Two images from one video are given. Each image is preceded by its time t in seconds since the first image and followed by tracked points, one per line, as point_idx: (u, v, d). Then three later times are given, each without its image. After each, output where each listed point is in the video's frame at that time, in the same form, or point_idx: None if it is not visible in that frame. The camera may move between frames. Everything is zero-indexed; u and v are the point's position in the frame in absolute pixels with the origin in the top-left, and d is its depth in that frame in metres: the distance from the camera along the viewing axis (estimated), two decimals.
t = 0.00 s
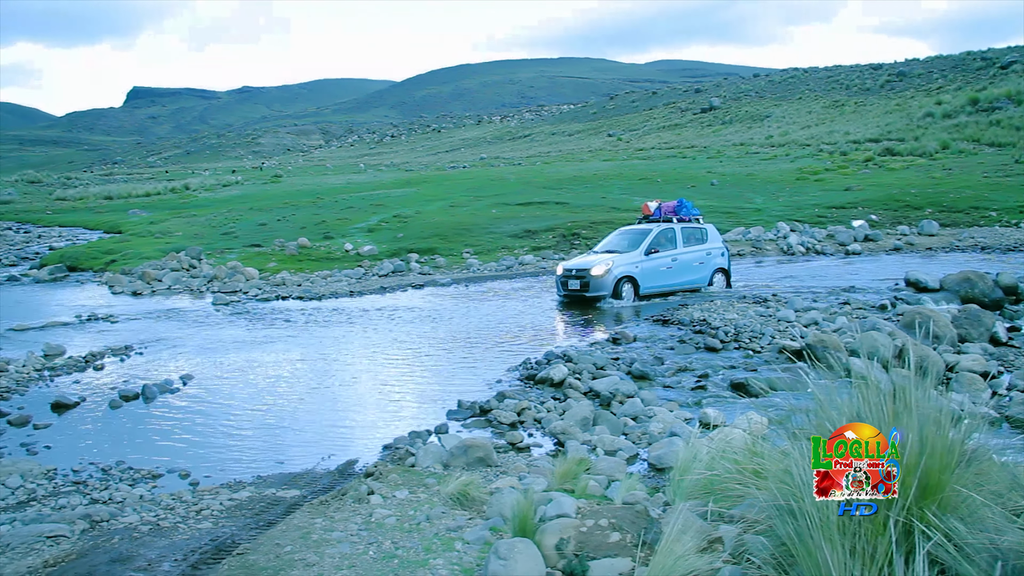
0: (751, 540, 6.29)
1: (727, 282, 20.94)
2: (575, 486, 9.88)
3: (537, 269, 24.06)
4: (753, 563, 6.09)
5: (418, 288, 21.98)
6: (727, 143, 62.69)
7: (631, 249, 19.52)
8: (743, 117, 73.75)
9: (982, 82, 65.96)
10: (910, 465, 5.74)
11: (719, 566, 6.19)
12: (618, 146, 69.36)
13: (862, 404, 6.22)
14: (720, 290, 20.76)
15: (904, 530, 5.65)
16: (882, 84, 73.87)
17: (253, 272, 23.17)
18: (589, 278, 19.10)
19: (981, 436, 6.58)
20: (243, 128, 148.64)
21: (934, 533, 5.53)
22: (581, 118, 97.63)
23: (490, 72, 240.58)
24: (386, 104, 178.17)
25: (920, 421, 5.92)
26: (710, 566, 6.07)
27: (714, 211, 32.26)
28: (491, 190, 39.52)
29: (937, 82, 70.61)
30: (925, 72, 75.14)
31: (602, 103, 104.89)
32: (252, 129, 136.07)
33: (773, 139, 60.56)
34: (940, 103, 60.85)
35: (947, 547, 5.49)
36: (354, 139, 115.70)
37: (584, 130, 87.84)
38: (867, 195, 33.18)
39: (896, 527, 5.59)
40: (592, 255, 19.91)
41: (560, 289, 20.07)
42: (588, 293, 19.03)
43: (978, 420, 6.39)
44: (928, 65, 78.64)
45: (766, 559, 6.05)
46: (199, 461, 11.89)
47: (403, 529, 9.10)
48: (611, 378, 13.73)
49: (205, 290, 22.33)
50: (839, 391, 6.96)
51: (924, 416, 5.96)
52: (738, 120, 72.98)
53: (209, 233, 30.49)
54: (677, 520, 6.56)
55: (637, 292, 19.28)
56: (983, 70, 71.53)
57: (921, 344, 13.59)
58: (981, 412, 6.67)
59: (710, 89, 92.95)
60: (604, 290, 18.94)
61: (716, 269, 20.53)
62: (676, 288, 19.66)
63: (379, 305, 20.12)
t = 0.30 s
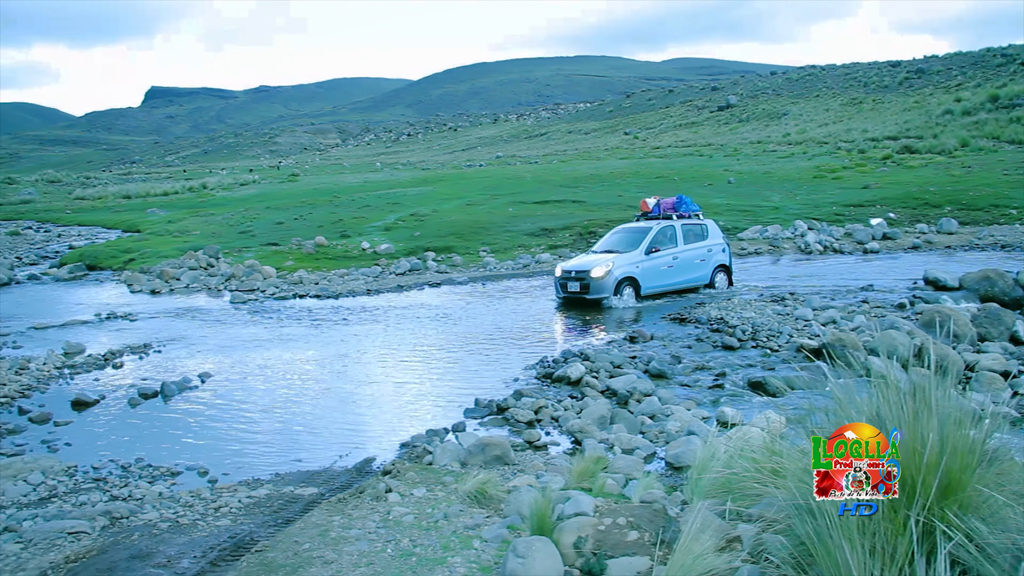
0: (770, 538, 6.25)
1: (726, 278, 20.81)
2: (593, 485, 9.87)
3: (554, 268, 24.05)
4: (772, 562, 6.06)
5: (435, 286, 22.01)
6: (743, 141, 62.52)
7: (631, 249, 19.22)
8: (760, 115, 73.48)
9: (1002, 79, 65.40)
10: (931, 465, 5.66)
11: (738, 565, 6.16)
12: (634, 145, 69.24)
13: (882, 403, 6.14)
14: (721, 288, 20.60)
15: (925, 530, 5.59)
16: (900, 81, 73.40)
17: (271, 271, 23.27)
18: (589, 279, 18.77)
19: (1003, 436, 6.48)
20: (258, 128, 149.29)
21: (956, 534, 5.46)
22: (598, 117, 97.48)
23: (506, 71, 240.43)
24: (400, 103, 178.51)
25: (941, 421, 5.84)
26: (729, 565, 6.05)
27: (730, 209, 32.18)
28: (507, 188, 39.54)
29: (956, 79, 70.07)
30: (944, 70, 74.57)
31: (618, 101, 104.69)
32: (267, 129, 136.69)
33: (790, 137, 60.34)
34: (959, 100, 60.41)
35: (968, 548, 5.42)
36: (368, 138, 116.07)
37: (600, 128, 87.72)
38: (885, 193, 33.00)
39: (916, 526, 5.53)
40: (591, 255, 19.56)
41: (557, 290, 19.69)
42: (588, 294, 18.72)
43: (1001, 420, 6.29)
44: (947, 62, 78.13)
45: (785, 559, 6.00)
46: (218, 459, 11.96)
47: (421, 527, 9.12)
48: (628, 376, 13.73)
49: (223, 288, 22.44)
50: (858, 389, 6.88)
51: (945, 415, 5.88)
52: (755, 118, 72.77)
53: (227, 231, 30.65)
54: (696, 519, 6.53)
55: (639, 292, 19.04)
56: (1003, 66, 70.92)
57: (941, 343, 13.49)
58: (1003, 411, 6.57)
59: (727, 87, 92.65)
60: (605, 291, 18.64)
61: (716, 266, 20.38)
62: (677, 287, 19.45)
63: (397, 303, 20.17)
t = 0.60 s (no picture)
0: (785, 538, 6.20)
1: (725, 283, 20.60)
2: (607, 483, 9.86)
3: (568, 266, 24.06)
4: (787, 561, 6.01)
5: (449, 285, 22.05)
6: (757, 139, 62.35)
7: (630, 251, 18.93)
8: (774, 113, 73.28)
9: (1019, 76, 64.95)
10: (948, 464, 5.58)
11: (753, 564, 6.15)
12: (648, 143, 69.16)
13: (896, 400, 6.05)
14: (720, 291, 20.38)
15: (941, 529, 5.55)
16: (915, 79, 73.00)
17: (285, 270, 23.35)
18: (586, 281, 18.41)
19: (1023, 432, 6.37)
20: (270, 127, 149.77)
21: (973, 534, 5.41)
22: (611, 115, 97.37)
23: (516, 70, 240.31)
24: (411, 102, 178.73)
25: (957, 419, 5.74)
26: (745, 565, 6.03)
27: (745, 208, 32.12)
28: (521, 187, 39.55)
29: (972, 76, 69.65)
30: (960, 67, 74.11)
31: (631, 100, 104.56)
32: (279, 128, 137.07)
33: (804, 135, 60.15)
34: (976, 97, 60.04)
35: (986, 548, 5.38)
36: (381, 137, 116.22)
37: (614, 127, 87.64)
38: (901, 191, 32.86)
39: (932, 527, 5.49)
40: (587, 256, 19.18)
41: (552, 293, 19.30)
42: (586, 297, 18.35)
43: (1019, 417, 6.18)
44: (963, 59, 77.67)
45: (801, 558, 5.96)
46: (233, 458, 11.99)
47: (435, 525, 9.13)
48: (643, 374, 13.72)
49: (238, 287, 22.53)
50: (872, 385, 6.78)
51: (961, 415, 5.78)
52: (769, 116, 72.56)
53: (241, 230, 30.78)
54: (711, 518, 6.52)
55: (637, 296, 18.73)
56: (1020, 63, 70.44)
57: (957, 341, 13.38)
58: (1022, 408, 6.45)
59: (741, 85, 92.40)
60: (603, 294, 18.30)
61: (715, 270, 20.16)
62: (676, 291, 19.19)
63: (412, 302, 20.20)
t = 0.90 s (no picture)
0: (797, 537, 6.18)
1: (718, 280, 20.54)
2: (619, 482, 9.84)
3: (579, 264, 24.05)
4: (800, 560, 5.99)
5: (461, 282, 22.07)
6: (770, 137, 62.17)
7: (625, 251, 18.71)
8: (787, 111, 73.02)
9: None
10: (962, 464, 5.55)
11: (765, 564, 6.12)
12: (660, 141, 69.15)
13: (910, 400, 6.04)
14: (713, 289, 20.33)
15: (955, 529, 5.52)
16: (929, 76, 72.59)
17: (297, 267, 23.44)
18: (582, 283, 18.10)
19: None
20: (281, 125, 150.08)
21: (988, 534, 5.37)
22: (623, 113, 97.25)
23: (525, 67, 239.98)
24: (420, 100, 178.74)
25: (971, 419, 5.71)
26: (758, 564, 6.00)
27: (757, 206, 32.05)
28: (533, 185, 39.54)
29: (987, 73, 69.20)
30: (974, 64, 73.63)
31: (643, 98, 104.30)
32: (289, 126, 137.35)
33: (817, 133, 59.95)
34: (990, 95, 59.67)
35: (1001, 548, 5.34)
36: (392, 135, 116.31)
37: (625, 124, 87.49)
38: (914, 189, 32.73)
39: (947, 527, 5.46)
40: (581, 257, 18.86)
41: (546, 295, 18.97)
42: (582, 299, 18.05)
43: None
44: (978, 56, 77.16)
45: (814, 557, 5.94)
46: (246, 454, 12.03)
47: (447, 523, 9.14)
48: (654, 373, 13.69)
49: (250, 284, 22.60)
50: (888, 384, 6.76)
51: (976, 414, 5.76)
52: (782, 114, 72.31)
53: (254, 228, 30.85)
54: (724, 517, 6.49)
55: (634, 296, 18.55)
56: None
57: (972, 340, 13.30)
58: None
59: (754, 82, 92.11)
60: (600, 296, 18.03)
61: (709, 267, 20.06)
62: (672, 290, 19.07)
63: (424, 299, 20.22)
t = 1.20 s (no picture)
0: (811, 539, 6.16)
1: (713, 286, 20.35)
2: (632, 482, 9.83)
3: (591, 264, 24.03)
4: (813, 562, 5.98)
5: (473, 282, 22.09)
6: (783, 138, 61.94)
7: (618, 256, 18.53)
8: (800, 111, 72.74)
9: None
10: (979, 467, 5.48)
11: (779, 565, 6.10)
12: (672, 141, 68.95)
13: (924, 403, 5.99)
14: (708, 295, 20.12)
15: (971, 532, 5.44)
16: (943, 76, 72.18)
17: (310, 266, 23.52)
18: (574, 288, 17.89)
19: None
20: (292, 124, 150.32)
21: (1005, 537, 5.29)
22: (636, 113, 97.12)
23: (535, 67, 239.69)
24: (430, 100, 178.71)
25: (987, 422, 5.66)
26: (770, 565, 5.97)
27: (770, 206, 31.95)
28: (545, 185, 39.50)
29: (1002, 73, 68.73)
30: (989, 64, 73.13)
31: (655, 98, 104.06)
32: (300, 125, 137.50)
33: (830, 133, 59.71)
34: (1006, 95, 59.28)
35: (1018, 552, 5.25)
36: (403, 134, 116.33)
37: (638, 125, 87.31)
38: (928, 190, 32.58)
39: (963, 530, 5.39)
40: (573, 263, 18.68)
41: (536, 301, 18.73)
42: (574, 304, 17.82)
43: None
44: (993, 56, 76.63)
45: (827, 559, 5.91)
46: (259, 453, 12.05)
47: (460, 522, 9.15)
48: (667, 373, 13.68)
49: (263, 283, 22.66)
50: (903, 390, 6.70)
51: (992, 417, 5.70)
52: (795, 115, 72.03)
53: (267, 227, 30.90)
54: (737, 518, 6.47)
55: (627, 301, 18.30)
56: None
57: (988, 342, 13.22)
58: None
59: (767, 83, 91.78)
60: (593, 300, 17.79)
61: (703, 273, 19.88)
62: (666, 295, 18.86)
63: (437, 299, 20.24)
